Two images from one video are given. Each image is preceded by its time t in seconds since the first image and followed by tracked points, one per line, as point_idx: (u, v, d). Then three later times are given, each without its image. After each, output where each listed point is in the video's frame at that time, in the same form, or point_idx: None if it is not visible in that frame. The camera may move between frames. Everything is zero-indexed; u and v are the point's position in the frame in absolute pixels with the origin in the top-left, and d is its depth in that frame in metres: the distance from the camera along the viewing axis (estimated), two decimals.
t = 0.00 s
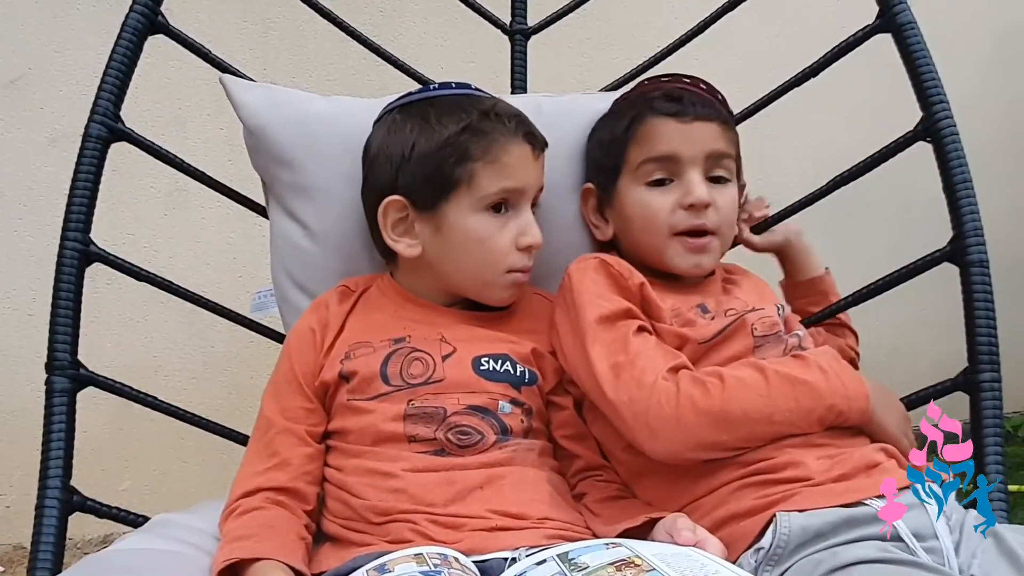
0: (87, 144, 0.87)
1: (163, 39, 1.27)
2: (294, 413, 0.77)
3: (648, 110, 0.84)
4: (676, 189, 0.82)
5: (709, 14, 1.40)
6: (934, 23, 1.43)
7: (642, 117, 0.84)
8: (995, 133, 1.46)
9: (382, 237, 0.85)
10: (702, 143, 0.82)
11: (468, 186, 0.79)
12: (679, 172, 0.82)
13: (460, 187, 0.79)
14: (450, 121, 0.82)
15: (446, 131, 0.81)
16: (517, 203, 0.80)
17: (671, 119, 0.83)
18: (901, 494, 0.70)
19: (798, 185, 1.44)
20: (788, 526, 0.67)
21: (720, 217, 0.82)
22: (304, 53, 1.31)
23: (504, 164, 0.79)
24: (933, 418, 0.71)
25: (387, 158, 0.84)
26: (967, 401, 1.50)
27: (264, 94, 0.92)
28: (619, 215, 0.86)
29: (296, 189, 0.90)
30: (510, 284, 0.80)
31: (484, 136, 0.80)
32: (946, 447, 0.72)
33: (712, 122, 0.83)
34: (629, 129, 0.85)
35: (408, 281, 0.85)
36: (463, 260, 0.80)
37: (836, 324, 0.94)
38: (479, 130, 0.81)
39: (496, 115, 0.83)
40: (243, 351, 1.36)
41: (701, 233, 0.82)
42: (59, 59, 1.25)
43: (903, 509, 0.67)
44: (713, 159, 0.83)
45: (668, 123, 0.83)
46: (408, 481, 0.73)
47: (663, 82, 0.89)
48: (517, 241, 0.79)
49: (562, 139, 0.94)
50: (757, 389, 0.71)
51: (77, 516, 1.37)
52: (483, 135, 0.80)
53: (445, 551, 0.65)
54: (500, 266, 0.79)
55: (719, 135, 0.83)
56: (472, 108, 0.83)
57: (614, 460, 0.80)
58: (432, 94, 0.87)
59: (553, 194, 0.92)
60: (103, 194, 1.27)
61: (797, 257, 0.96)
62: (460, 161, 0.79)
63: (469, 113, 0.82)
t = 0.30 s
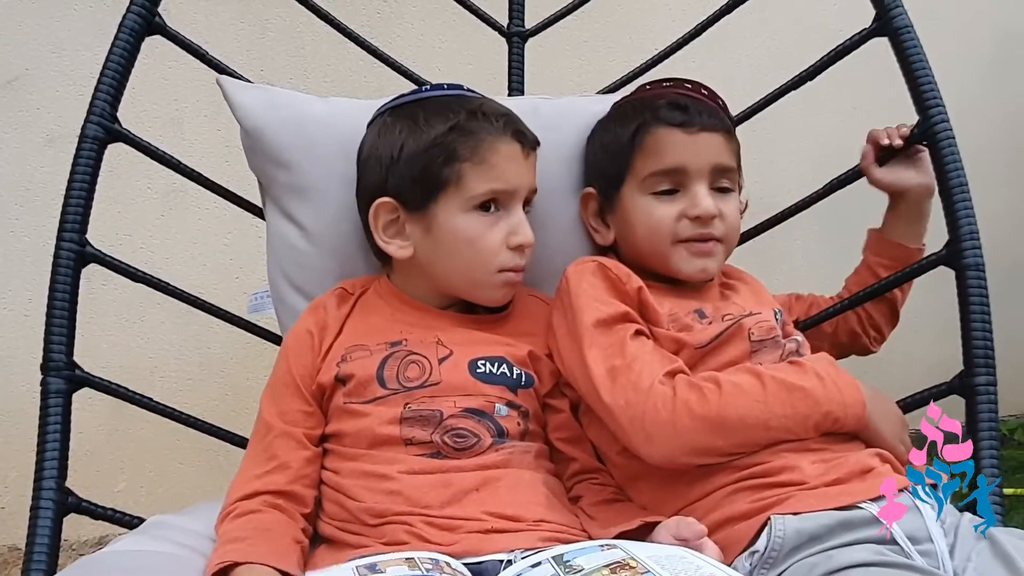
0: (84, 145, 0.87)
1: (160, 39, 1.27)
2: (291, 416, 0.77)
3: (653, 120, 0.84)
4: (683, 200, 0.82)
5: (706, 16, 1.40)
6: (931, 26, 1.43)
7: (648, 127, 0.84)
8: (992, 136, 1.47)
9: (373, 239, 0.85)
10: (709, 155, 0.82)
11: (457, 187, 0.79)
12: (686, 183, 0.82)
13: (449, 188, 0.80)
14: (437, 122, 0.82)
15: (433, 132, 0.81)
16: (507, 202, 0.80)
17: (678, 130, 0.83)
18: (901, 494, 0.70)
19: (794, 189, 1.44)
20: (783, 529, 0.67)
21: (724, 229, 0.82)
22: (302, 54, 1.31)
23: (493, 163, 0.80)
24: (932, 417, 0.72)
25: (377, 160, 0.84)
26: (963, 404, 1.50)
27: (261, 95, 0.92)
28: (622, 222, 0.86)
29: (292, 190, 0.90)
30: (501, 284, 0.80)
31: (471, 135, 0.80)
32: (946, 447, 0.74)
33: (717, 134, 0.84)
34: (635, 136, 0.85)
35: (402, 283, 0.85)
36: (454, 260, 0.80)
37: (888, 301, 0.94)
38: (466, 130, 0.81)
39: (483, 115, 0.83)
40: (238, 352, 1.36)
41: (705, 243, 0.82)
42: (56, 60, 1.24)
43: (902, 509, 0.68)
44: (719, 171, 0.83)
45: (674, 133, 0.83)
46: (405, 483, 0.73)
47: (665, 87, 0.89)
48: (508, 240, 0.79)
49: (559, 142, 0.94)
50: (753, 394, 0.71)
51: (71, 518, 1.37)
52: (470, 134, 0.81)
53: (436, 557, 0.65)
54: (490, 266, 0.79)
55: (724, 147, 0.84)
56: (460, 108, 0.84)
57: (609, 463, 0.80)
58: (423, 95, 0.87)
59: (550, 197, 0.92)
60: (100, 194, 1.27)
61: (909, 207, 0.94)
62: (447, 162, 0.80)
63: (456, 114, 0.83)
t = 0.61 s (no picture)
0: (82, 145, 0.87)
1: (159, 40, 1.27)
2: (290, 418, 0.77)
3: (657, 126, 0.84)
4: (685, 207, 0.82)
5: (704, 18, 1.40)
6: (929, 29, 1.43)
7: (652, 134, 0.84)
8: (989, 139, 1.47)
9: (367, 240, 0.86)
10: (712, 164, 0.82)
11: (446, 188, 0.80)
12: (687, 191, 0.82)
13: (439, 188, 0.80)
14: (427, 122, 0.83)
15: (422, 133, 0.82)
16: (498, 203, 0.80)
17: (682, 137, 0.83)
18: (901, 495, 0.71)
19: (792, 191, 1.44)
20: (781, 531, 0.67)
21: (725, 237, 0.82)
22: (300, 55, 1.31)
23: (482, 164, 0.80)
24: (932, 417, 0.72)
25: (369, 162, 0.85)
26: (960, 406, 1.51)
27: (260, 96, 0.92)
28: (623, 225, 0.86)
29: (291, 191, 0.90)
30: (492, 285, 0.80)
31: (460, 136, 0.81)
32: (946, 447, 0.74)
33: (721, 142, 0.83)
34: (638, 142, 0.85)
35: (398, 284, 0.86)
36: (444, 261, 0.80)
37: (885, 302, 0.94)
38: (455, 130, 0.81)
39: (472, 115, 0.83)
40: (235, 352, 1.35)
41: (706, 252, 0.82)
42: (54, 60, 1.24)
43: (903, 509, 0.68)
44: (721, 179, 0.83)
45: (678, 140, 0.83)
46: (403, 484, 0.73)
47: (668, 91, 0.89)
48: (498, 240, 0.79)
49: (558, 144, 0.94)
50: (751, 398, 0.71)
51: (69, 519, 1.37)
52: (459, 134, 0.81)
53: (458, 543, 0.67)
54: (481, 266, 0.79)
55: (727, 155, 0.83)
56: (449, 108, 0.84)
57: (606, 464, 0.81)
58: (416, 95, 0.87)
59: (549, 199, 0.92)
60: (99, 194, 1.27)
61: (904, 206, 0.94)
62: (436, 162, 0.80)
63: (446, 114, 0.83)
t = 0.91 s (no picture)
0: (81, 147, 0.87)
1: (158, 41, 1.27)
2: (287, 419, 0.77)
3: (655, 127, 0.84)
4: (683, 210, 0.82)
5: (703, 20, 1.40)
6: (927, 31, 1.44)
7: (649, 135, 0.84)
8: (988, 142, 1.47)
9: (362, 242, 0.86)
10: (710, 166, 0.82)
11: (441, 191, 0.80)
12: (686, 193, 0.83)
13: (434, 191, 0.80)
14: (423, 125, 0.83)
15: (418, 135, 0.82)
16: (493, 207, 0.80)
17: (680, 139, 0.83)
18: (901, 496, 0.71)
19: (790, 194, 1.44)
20: (778, 533, 0.67)
21: (723, 239, 0.82)
22: (299, 57, 1.31)
23: (478, 167, 0.79)
24: (932, 418, 0.72)
25: (366, 164, 0.85)
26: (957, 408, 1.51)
27: (258, 98, 0.92)
28: (621, 228, 0.86)
29: (289, 193, 0.90)
30: (486, 288, 0.80)
31: (455, 139, 0.80)
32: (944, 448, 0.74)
33: (719, 143, 0.84)
34: (636, 144, 0.85)
35: (394, 286, 0.86)
36: (439, 264, 0.80)
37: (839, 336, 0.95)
38: (450, 133, 0.81)
39: (468, 118, 0.83)
40: (232, 353, 1.35)
41: (704, 255, 0.82)
42: (53, 61, 1.24)
43: (903, 510, 0.69)
44: (719, 181, 0.83)
45: (675, 142, 0.83)
46: (401, 486, 0.73)
47: (666, 93, 0.89)
48: (492, 244, 0.78)
49: (555, 146, 0.94)
50: (749, 403, 0.71)
51: (66, 520, 1.36)
52: (454, 137, 0.81)
53: (443, 554, 0.66)
54: (475, 269, 0.79)
55: (724, 156, 0.83)
56: (445, 110, 0.84)
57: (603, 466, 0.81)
58: (413, 97, 0.87)
59: (547, 201, 0.92)
60: (96, 196, 1.27)
61: (799, 267, 1.00)
62: (432, 165, 0.80)
63: (442, 116, 0.83)
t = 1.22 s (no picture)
0: (78, 147, 0.86)
1: (156, 41, 1.27)
2: (286, 420, 0.77)
3: (647, 125, 0.84)
4: (676, 206, 0.82)
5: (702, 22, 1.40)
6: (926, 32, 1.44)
7: (641, 133, 0.84)
8: (986, 144, 1.47)
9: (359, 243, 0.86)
10: (702, 162, 0.82)
11: (438, 192, 0.80)
12: (678, 189, 0.83)
13: (431, 193, 0.80)
14: (420, 126, 0.83)
15: (415, 136, 0.82)
16: (491, 208, 0.79)
17: (671, 136, 0.83)
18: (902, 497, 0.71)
19: (788, 195, 1.44)
20: (776, 535, 0.67)
21: (715, 236, 0.82)
22: (298, 57, 1.31)
23: (474, 168, 0.79)
24: (932, 420, 0.72)
25: (364, 165, 0.85)
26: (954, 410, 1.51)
27: (256, 98, 0.92)
28: (616, 228, 0.86)
29: (288, 193, 0.90)
30: (483, 289, 0.79)
31: (452, 141, 0.80)
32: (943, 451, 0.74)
33: (711, 140, 0.83)
34: (628, 142, 0.85)
35: (392, 287, 0.86)
36: (436, 265, 0.80)
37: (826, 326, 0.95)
38: (447, 134, 0.81)
39: (466, 119, 0.83)
40: (231, 354, 1.35)
41: (696, 251, 0.82)
42: (50, 61, 1.24)
43: (902, 510, 0.69)
44: (711, 177, 0.83)
45: (667, 139, 0.83)
46: (398, 487, 0.73)
47: (661, 92, 0.89)
48: (489, 246, 0.78)
49: (553, 147, 0.94)
50: (747, 407, 0.71)
51: (63, 521, 1.36)
52: (451, 139, 0.81)
53: (449, 550, 0.66)
54: (472, 271, 0.79)
55: (717, 153, 0.83)
56: (443, 111, 0.84)
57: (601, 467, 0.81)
58: (411, 98, 0.87)
59: (545, 202, 0.92)
60: (93, 196, 1.27)
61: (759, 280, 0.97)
62: (429, 166, 0.80)
63: (439, 117, 0.83)
